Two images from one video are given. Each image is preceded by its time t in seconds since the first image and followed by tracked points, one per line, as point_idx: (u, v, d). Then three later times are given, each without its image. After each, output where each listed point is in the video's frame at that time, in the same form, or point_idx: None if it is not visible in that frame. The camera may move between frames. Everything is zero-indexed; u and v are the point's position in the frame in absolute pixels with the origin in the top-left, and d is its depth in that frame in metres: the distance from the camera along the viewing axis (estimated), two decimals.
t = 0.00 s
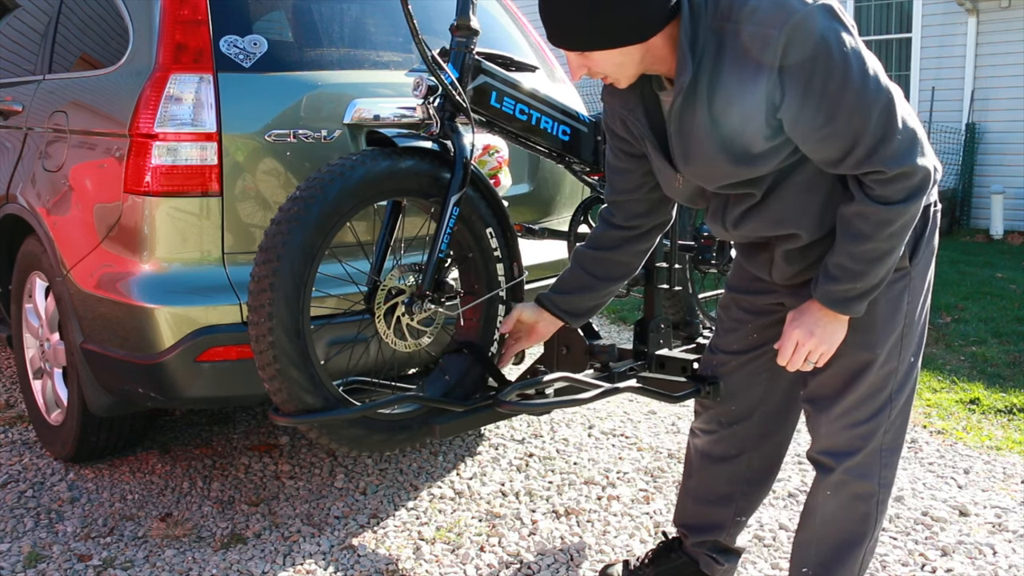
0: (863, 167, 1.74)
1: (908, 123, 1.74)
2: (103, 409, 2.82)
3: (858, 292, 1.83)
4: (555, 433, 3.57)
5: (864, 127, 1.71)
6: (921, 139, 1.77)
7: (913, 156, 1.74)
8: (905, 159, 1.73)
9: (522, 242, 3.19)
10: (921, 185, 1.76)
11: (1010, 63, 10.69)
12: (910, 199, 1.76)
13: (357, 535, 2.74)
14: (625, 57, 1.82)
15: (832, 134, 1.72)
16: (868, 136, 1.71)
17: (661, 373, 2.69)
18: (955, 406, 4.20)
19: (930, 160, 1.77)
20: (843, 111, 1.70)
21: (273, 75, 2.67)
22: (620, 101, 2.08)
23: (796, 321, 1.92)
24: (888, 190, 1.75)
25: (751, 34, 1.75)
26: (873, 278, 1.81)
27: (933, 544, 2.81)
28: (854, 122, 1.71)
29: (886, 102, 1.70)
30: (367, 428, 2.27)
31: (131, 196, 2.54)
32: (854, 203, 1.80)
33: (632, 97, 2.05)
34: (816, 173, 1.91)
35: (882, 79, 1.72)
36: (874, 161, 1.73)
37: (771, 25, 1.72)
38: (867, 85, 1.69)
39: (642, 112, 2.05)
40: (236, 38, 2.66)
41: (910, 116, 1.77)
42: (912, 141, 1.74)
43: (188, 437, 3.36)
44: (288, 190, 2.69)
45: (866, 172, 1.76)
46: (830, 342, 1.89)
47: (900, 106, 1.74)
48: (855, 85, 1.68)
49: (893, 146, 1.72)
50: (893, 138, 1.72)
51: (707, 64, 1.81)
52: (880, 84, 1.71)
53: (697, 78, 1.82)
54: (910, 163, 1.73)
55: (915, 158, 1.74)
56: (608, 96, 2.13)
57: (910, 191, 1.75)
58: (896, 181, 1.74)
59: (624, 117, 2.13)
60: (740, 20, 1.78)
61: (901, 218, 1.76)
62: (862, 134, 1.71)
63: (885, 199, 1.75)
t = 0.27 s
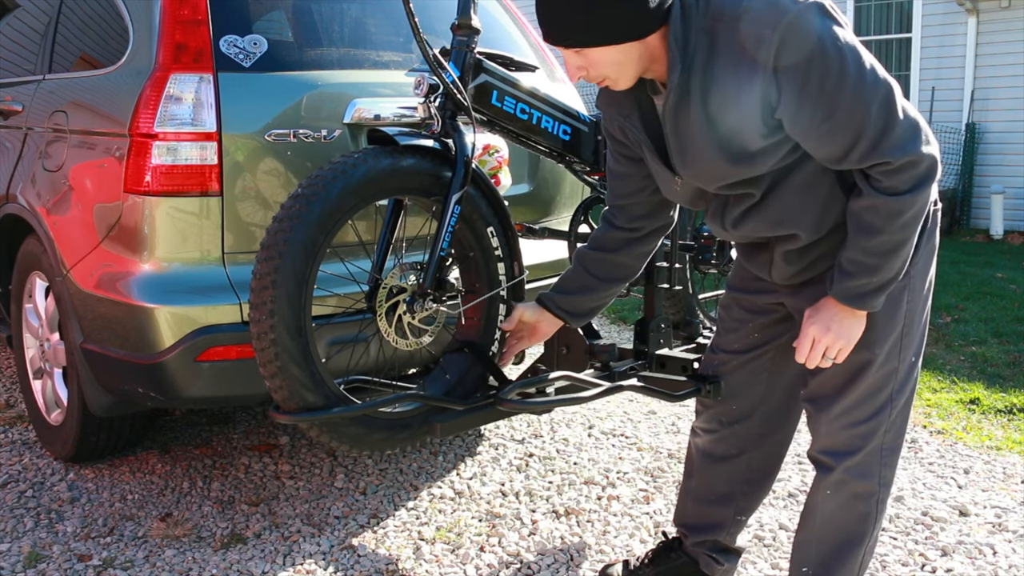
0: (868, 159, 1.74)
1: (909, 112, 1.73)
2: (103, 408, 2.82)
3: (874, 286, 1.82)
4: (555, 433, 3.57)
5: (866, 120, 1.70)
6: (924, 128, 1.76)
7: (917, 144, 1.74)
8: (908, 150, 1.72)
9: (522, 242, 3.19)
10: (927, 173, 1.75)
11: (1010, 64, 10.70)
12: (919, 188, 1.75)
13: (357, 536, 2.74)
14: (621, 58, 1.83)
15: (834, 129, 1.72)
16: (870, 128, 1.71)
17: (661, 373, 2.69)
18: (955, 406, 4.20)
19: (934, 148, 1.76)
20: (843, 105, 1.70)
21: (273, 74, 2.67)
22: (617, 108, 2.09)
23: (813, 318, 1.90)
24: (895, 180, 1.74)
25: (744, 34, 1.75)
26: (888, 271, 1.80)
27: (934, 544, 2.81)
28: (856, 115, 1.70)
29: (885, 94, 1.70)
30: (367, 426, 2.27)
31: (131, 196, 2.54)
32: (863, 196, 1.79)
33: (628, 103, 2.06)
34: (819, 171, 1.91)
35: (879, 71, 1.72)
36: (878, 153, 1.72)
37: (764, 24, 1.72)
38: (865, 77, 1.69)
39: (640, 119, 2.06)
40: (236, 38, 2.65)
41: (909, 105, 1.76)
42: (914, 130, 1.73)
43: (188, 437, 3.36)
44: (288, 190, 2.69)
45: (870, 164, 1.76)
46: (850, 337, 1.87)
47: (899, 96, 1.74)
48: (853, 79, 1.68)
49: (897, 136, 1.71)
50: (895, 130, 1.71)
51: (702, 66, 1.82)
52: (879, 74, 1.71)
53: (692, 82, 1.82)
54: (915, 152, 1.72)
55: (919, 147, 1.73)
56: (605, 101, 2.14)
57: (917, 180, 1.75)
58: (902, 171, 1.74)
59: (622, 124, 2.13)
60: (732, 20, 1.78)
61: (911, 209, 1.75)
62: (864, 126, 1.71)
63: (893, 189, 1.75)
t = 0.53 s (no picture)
0: (881, 147, 1.73)
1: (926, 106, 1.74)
2: (103, 409, 2.82)
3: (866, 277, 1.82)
4: (555, 433, 3.57)
5: (883, 106, 1.70)
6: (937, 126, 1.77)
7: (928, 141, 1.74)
8: (921, 142, 1.71)
9: (522, 242, 3.19)
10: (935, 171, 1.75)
11: (1010, 63, 10.70)
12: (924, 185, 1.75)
13: (357, 535, 2.74)
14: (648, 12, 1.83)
15: (852, 111, 1.72)
16: (889, 114, 1.70)
17: (661, 373, 2.69)
18: (955, 406, 4.20)
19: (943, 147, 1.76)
20: (865, 87, 1.69)
21: (273, 75, 2.67)
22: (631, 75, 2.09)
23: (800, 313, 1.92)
24: (903, 173, 1.74)
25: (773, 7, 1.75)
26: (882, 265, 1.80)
27: (933, 544, 2.81)
28: (874, 99, 1.70)
29: (907, 83, 1.70)
30: (367, 428, 2.28)
31: (131, 196, 2.54)
32: (868, 187, 1.78)
33: (646, 67, 2.06)
34: (825, 161, 1.89)
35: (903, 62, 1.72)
36: (892, 141, 1.72)
37: None
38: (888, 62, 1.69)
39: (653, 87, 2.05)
40: (235, 38, 2.65)
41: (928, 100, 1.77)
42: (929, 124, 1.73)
43: (188, 437, 3.36)
44: (288, 190, 2.69)
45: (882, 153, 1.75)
46: (835, 330, 1.88)
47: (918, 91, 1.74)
48: (877, 62, 1.68)
49: (912, 127, 1.71)
50: (911, 119, 1.71)
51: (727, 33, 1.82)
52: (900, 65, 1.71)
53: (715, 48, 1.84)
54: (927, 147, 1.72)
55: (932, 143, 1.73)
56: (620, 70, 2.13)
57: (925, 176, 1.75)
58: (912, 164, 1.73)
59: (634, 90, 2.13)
60: None
61: (914, 204, 1.75)
62: (881, 112, 1.70)
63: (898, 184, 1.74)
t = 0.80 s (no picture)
0: (930, 131, 1.68)
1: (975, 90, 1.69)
2: (103, 408, 2.82)
3: (917, 272, 1.77)
4: (555, 433, 3.57)
5: (933, 88, 1.65)
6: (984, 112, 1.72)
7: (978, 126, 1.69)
8: (972, 125, 1.67)
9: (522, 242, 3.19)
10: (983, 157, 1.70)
11: (1010, 64, 10.71)
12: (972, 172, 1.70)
13: (357, 535, 2.74)
14: None
15: (901, 92, 1.67)
16: (939, 95, 1.65)
17: (661, 373, 2.70)
18: (955, 406, 4.20)
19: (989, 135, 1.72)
20: (915, 66, 1.65)
21: (273, 75, 2.67)
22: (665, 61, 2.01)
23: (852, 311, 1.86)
24: (951, 159, 1.69)
25: None
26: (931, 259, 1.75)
27: (933, 544, 2.81)
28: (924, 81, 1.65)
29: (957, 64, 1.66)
30: (367, 428, 2.27)
31: (131, 196, 2.54)
32: (914, 176, 1.73)
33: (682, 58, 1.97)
34: (865, 152, 1.84)
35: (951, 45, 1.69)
36: (941, 125, 1.67)
37: None
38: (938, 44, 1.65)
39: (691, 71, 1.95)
40: (235, 38, 2.65)
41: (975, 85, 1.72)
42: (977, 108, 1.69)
43: (188, 437, 3.36)
44: (288, 191, 2.69)
45: (930, 137, 1.70)
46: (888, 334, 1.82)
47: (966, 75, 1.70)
48: (927, 43, 1.64)
49: (962, 111, 1.67)
50: (961, 102, 1.66)
51: (773, 13, 1.77)
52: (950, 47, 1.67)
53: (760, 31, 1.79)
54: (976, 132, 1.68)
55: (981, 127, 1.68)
56: (653, 57, 2.05)
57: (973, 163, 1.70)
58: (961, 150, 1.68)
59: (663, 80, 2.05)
60: None
61: (963, 191, 1.70)
62: (933, 95, 1.66)
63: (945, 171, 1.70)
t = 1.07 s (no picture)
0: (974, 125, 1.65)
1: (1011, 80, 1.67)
2: (103, 409, 2.82)
3: (987, 274, 1.72)
4: (555, 433, 3.57)
5: (974, 80, 1.62)
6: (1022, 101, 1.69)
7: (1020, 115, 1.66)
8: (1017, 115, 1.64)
9: (522, 242, 3.18)
10: None
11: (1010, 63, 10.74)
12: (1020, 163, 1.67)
13: (357, 535, 2.74)
14: None
15: (938, 89, 1.64)
16: (979, 87, 1.63)
17: (661, 374, 2.71)
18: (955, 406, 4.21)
19: None
20: (951, 62, 1.62)
21: (273, 75, 2.67)
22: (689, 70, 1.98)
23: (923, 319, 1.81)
24: (999, 151, 1.65)
25: None
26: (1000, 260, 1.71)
27: (933, 544, 2.81)
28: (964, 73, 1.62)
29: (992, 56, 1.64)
30: (367, 428, 2.28)
31: (131, 196, 2.54)
32: (963, 173, 1.69)
33: (709, 67, 1.93)
34: (895, 161, 1.80)
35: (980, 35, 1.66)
36: (986, 117, 1.64)
37: None
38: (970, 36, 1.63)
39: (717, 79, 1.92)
40: (235, 38, 2.65)
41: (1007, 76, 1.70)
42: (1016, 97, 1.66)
43: (188, 437, 3.36)
44: (288, 191, 2.69)
45: (975, 133, 1.66)
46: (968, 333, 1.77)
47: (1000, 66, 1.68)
48: (960, 36, 1.62)
49: (1004, 101, 1.64)
50: (1003, 92, 1.64)
51: (794, 22, 1.73)
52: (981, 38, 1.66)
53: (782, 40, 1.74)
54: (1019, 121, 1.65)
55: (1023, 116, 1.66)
56: (674, 68, 2.01)
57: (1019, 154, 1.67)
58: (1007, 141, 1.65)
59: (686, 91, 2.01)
60: None
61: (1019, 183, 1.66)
62: (973, 86, 1.63)
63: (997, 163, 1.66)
